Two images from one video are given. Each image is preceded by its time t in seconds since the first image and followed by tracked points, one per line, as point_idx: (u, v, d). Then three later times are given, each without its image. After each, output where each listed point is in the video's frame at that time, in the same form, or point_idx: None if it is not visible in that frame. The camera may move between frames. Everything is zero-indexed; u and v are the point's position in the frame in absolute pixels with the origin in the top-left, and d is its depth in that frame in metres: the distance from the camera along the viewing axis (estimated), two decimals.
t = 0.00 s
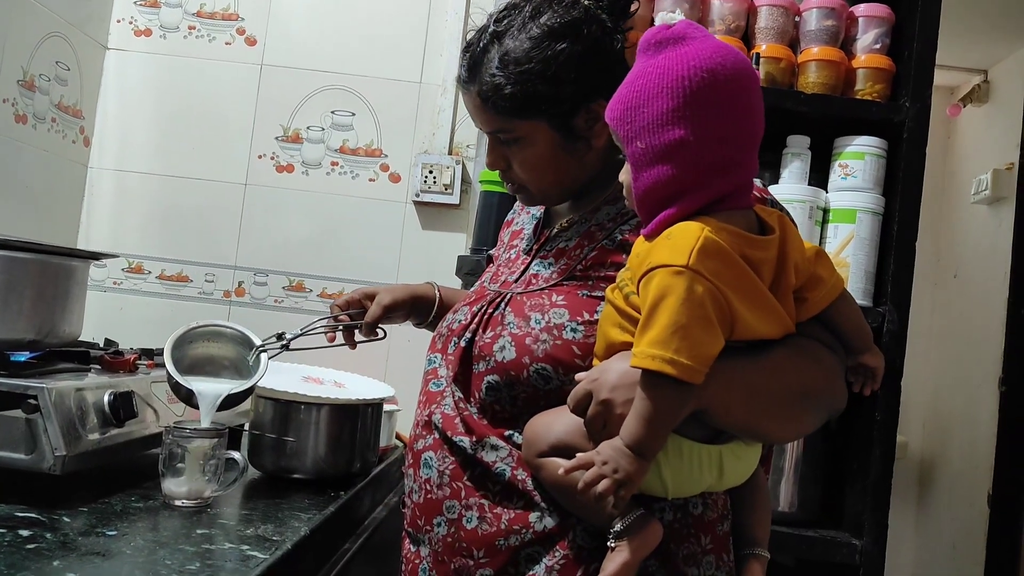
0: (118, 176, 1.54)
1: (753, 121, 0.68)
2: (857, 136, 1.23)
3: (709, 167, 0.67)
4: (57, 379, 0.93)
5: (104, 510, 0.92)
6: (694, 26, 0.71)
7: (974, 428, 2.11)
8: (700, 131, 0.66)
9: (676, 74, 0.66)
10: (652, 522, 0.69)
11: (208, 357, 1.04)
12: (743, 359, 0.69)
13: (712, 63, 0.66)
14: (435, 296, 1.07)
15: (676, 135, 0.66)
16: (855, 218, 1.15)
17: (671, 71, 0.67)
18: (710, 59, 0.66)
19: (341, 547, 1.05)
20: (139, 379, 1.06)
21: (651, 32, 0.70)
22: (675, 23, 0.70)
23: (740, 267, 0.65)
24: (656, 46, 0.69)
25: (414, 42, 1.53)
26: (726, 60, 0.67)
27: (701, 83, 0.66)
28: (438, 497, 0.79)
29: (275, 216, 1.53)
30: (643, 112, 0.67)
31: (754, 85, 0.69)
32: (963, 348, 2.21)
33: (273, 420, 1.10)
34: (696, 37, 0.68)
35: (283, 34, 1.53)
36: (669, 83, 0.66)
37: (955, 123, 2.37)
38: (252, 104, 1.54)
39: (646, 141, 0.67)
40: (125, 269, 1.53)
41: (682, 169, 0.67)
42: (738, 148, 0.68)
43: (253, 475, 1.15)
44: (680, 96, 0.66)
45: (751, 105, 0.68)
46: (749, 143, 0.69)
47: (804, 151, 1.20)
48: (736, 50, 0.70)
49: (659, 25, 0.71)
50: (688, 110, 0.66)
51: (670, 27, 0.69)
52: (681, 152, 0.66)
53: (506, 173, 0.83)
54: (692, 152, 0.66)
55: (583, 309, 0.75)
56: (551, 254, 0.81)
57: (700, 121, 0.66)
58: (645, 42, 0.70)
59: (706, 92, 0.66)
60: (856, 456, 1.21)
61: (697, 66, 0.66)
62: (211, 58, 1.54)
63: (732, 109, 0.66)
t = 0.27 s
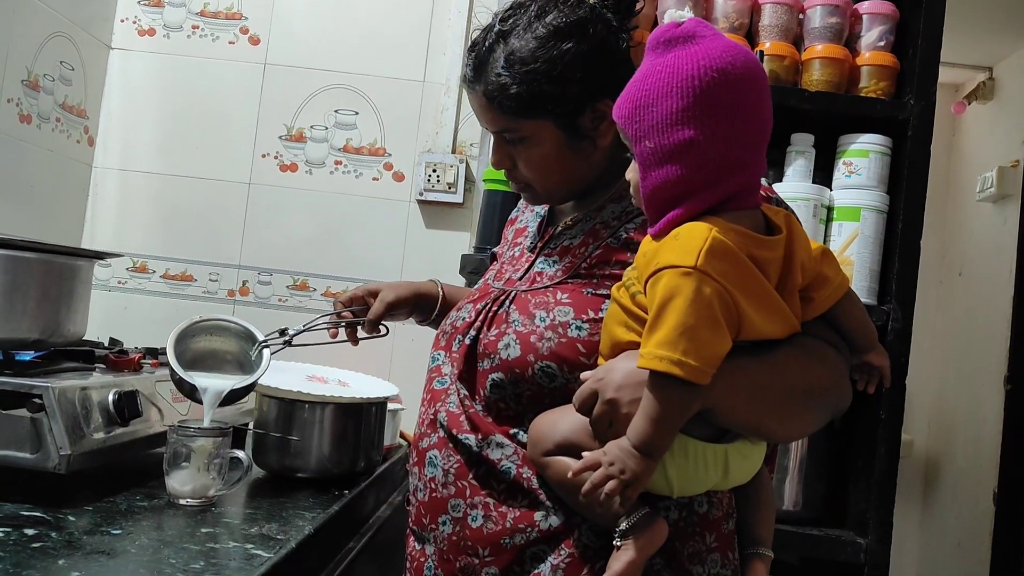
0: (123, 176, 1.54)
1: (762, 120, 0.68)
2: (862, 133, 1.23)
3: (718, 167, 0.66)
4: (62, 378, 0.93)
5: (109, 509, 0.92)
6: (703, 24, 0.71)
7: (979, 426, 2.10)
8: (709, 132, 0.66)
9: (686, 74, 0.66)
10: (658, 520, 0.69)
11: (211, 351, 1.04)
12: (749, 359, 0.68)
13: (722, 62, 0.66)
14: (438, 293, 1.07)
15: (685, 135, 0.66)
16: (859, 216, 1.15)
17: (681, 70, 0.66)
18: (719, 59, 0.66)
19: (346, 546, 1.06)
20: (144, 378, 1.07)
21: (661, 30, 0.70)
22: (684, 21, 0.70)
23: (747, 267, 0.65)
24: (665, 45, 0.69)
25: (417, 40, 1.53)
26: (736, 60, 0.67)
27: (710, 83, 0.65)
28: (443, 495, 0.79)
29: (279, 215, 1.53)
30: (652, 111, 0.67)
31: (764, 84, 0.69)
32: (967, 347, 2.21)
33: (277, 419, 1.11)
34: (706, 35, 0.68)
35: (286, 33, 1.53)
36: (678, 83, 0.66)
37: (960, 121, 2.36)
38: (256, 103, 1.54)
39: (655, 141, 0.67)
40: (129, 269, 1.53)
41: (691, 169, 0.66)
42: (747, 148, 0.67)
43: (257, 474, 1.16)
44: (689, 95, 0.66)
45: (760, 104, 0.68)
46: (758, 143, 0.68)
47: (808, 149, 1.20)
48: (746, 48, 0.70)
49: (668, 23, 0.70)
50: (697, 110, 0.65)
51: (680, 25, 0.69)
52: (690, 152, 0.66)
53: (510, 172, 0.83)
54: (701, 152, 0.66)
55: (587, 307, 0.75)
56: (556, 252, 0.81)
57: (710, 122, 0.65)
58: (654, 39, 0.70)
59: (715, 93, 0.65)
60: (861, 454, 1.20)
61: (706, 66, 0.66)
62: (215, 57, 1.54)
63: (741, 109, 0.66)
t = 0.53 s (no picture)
0: (128, 179, 1.55)
1: (771, 124, 0.68)
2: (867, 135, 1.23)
3: (727, 172, 0.67)
4: (69, 382, 0.94)
5: (115, 512, 0.92)
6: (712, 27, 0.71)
7: (984, 427, 2.10)
8: (718, 136, 0.66)
9: (695, 79, 0.66)
10: (664, 524, 0.69)
11: (216, 352, 1.05)
12: (756, 363, 0.68)
13: (731, 67, 0.66)
14: (444, 296, 1.07)
15: (694, 140, 0.66)
16: (865, 218, 1.15)
17: (690, 74, 0.66)
18: (729, 63, 0.66)
19: (352, 549, 1.06)
20: (150, 382, 1.07)
21: (669, 33, 0.70)
22: (693, 25, 0.70)
23: (755, 272, 0.65)
24: (674, 48, 0.69)
25: (422, 43, 1.53)
26: (745, 65, 0.67)
27: (720, 88, 0.65)
28: (449, 499, 0.79)
29: (284, 218, 1.53)
30: (661, 116, 0.67)
31: (772, 88, 0.69)
32: (973, 348, 2.20)
33: (282, 422, 1.11)
34: (715, 39, 0.68)
35: (291, 37, 1.54)
36: (687, 87, 0.66)
37: (965, 121, 2.36)
38: (261, 106, 1.54)
39: (664, 145, 0.67)
40: (135, 272, 1.53)
41: (700, 174, 0.67)
42: (756, 153, 0.67)
43: (263, 477, 1.16)
44: (699, 100, 0.66)
45: (769, 108, 0.68)
46: (767, 147, 0.68)
47: (813, 151, 1.20)
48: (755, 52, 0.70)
49: (676, 26, 0.70)
50: (706, 115, 0.65)
51: (689, 29, 0.69)
52: (699, 157, 0.66)
53: (516, 175, 0.83)
54: (710, 157, 0.66)
55: (594, 310, 0.75)
56: (562, 255, 0.81)
57: (719, 127, 0.65)
58: (663, 43, 0.70)
59: (724, 97, 0.65)
60: (867, 457, 1.20)
61: (716, 70, 0.66)
62: (220, 61, 1.54)
63: (750, 113, 0.66)
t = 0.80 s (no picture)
0: (129, 182, 1.55)
1: (772, 127, 0.68)
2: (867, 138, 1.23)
3: (728, 175, 0.67)
4: (71, 384, 0.94)
5: (116, 515, 0.92)
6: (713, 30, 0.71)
7: (985, 430, 2.10)
8: (720, 140, 0.66)
9: (697, 82, 0.66)
10: (665, 527, 0.69)
11: (216, 355, 1.05)
12: (757, 366, 0.69)
13: (732, 70, 0.66)
14: (445, 299, 1.07)
15: (695, 144, 0.66)
16: (865, 221, 1.15)
17: (691, 78, 0.66)
18: (730, 67, 0.66)
19: (353, 551, 1.06)
20: (151, 384, 1.07)
21: (671, 37, 0.70)
22: (694, 28, 0.70)
23: (757, 275, 0.65)
24: (675, 52, 0.69)
25: (423, 47, 1.53)
26: (746, 68, 0.67)
27: (721, 92, 0.66)
28: (450, 501, 0.79)
29: (285, 221, 1.53)
30: (662, 119, 0.67)
31: (774, 91, 0.69)
32: (974, 351, 2.20)
33: (283, 425, 1.11)
34: (717, 43, 0.68)
35: (293, 41, 1.54)
36: (688, 91, 0.66)
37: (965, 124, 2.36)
38: (262, 109, 1.55)
39: (665, 148, 0.67)
40: (136, 274, 1.53)
41: (701, 177, 0.67)
42: (757, 156, 0.68)
43: (264, 480, 1.16)
44: (700, 104, 0.66)
45: (770, 112, 0.68)
46: (768, 150, 0.68)
47: (814, 154, 1.20)
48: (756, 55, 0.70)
49: (678, 30, 0.70)
50: (708, 118, 0.66)
51: (690, 33, 0.69)
52: (700, 161, 0.66)
53: (517, 179, 0.83)
54: (712, 160, 0.66)
55: (595, 314, 0.75)
56: (563, 259, 0.81)
57: (720, 130, 0.66)
58: (664, 46, 0.70)
59: (726, 101, 0.66)
60: (868, 460, 1.20)
61: (717, 74, 0.66)
62: (221, 64, 1.55)
63: (751, 117, 0.66)
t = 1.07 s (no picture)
0: (127, 185, 1.55)
1: (766, 130, 0.69)
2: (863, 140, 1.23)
3: (722, 178, 0.67)
4: (67, 387, 0.94)
5: (113, 517, 0.92)
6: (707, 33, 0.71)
7: (983, 432, 2.10)
8: (714, 143, 0.66)
9: (691, 86, 0.66)
10: (660, 529, 0.69)
11: (211, 355, 1.05)
12: (752, 368, 0.69)
13: (726, 74, 0.66)
14: (441, 303, 1.07)
15: (689, 147, 0.66)
16: (861, 223, 1.15)
17: (685, 81, 0.67)
18: (724, 70, 0.66)
19: (349, 553, 1.06)
20: (148, 387, 1.07)
21: (665, 39, 0.70)
22: (688, 31, 0.70)
23: (751, 277, 0.65)
24: (669, 55, 0.69)
25: (420, 49, 1.54)
26: (740, 72, 0.67)
27: (715, 95, 0.66)
28: (446, 504, 0.79)
29: (283, 223, 1.53)
30: (656, 122, 0.67)
31: (768, 94, 0.69)
32: (971, 352, 2.20)
33: (280, 427, 1.11)
34: (711, 45, 0.68)
35: (290, 43, 1.54)
36: (683, 94, 0.66)
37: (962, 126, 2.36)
38: (260, 112, 1.55)
39: (659, 152, 0.67)
40: (133, 277, 1.54)
41: (695, 180, 0.67)
42: (751, 159, 0.68)
43: (260, 482, 1.16)
44: (694, 107, 0.66)
45: (764, 115, 0.68)
46: (762, 153, 0.69)
47: (810, 156, 1.20)
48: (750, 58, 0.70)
49: (672, 33, 0.70)
50: (701, 121, 0.66)
51: (684, 35, 0.69)
52: (694, 164, 0.66)
53: (513, 181, 0.83)
54: (705, 163, 0.66)
55: (590, 316, 0.75)
56: (558, 261, 0.81)
57: (714, 133, 0.66)
58: (658, 49, 0.70)
59: (719, 104, 0.66)
60: (864, 461, 1.20)
61: (711, 77, 0.66)
62: (219, 66, 1.55)
63: (745, 120, 0.67)
